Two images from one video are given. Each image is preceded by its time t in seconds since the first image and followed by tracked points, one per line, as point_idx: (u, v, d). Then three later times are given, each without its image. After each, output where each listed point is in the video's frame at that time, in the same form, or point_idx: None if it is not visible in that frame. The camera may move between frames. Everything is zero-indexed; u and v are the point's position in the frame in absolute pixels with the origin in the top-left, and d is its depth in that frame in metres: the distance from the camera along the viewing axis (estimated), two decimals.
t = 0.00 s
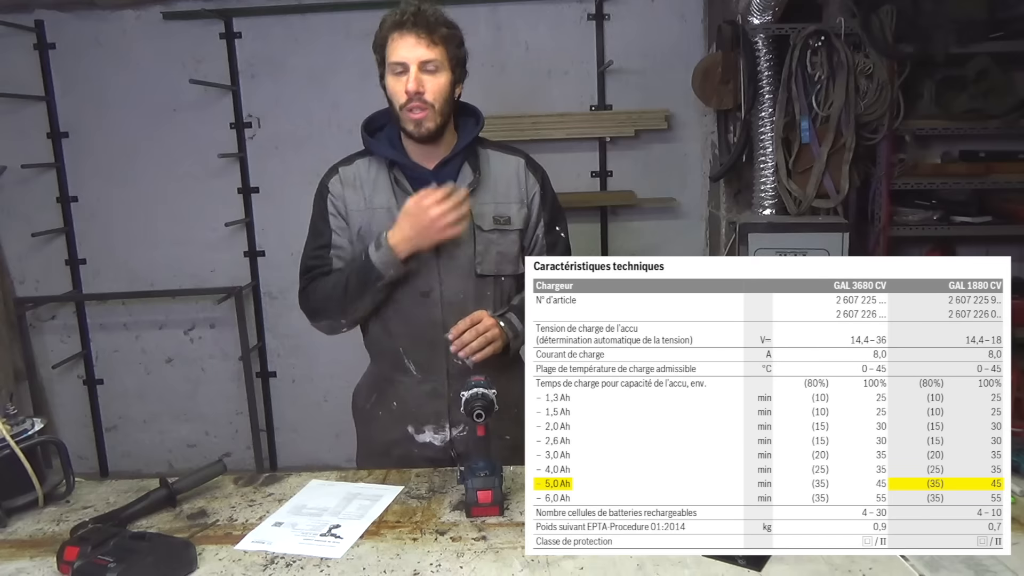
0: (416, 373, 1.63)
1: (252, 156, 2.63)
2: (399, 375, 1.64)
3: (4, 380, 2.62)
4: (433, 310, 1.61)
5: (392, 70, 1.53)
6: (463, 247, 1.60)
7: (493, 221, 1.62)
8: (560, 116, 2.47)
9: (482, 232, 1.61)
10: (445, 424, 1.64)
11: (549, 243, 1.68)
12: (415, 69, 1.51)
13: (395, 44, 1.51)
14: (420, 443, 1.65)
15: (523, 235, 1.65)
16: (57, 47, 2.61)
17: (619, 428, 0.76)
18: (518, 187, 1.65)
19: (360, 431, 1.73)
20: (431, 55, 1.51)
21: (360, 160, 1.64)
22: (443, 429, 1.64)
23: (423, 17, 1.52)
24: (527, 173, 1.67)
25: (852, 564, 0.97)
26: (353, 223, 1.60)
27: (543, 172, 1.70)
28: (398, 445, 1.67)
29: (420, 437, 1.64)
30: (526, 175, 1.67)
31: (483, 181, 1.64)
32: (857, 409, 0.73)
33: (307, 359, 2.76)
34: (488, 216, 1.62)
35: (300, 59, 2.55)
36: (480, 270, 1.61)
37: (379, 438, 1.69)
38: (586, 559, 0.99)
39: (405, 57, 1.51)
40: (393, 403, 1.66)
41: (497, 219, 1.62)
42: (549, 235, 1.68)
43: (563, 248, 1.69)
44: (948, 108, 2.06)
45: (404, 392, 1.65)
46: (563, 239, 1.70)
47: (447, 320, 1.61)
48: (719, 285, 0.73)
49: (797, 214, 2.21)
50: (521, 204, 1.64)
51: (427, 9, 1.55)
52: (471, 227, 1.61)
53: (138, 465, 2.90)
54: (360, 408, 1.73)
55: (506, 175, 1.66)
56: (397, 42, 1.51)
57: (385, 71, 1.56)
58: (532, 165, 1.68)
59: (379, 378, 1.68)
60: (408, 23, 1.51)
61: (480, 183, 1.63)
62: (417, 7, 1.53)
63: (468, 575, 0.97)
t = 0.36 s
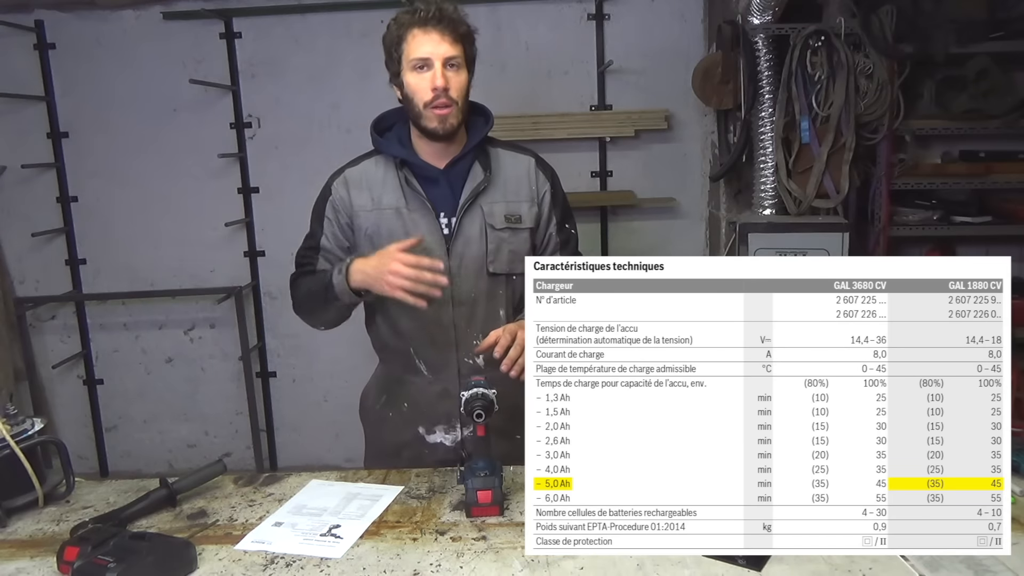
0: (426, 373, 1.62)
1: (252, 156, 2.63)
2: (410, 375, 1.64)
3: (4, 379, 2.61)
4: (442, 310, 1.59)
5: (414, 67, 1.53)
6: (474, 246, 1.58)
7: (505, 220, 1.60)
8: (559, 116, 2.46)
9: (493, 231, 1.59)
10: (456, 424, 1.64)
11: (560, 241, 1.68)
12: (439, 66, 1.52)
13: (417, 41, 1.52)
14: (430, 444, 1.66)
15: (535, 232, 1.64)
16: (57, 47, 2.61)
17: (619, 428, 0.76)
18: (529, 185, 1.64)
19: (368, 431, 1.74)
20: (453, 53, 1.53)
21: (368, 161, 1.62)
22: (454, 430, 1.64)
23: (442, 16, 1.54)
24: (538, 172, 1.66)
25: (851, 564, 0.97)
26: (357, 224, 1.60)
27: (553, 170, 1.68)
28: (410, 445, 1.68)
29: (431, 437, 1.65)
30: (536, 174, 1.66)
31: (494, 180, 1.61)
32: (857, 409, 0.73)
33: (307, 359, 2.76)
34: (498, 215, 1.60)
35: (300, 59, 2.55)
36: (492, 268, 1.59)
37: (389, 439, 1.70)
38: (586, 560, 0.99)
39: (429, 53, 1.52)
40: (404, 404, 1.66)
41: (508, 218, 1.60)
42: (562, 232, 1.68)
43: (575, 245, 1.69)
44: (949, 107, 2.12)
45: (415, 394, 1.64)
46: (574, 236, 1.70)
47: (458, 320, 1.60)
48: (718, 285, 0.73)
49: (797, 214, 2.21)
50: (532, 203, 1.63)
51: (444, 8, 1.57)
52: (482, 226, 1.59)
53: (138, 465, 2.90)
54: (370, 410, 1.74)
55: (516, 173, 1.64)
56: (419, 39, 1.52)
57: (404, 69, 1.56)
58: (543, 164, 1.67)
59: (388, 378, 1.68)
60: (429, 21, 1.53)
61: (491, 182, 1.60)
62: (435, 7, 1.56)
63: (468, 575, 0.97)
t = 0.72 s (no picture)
0: (427, 374, 1.62)
1: (252, 156, 2.63)
2: (411, 376, 1.64)
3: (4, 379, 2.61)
4: (444, 310, 1.60)
5: (417, 71, 1.52)
6: (475, 246, 1.59)
7: (506, 220, 1.60)
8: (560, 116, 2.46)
9: (495, 231, 1.59)
10: (456, 424, 1.63)
11: (563, 241, 1.67)
12: (442, 68, 1.52)
13: (417, 46, 1.52)
14: (431, 444, 1.64)
15: (538, 232, 1.64)
16: (57, 47, 2.61)
17: (620, 428, 0.76)
18: (531, 184, 1.63)
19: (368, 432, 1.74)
20: (454, 53, 1.53)
21: (371, 161, 1.63)
22: (455, 430, 1.64)
23: (439, 18, 1.54)
24: (540, 171, 1.65)
25: (851, 564, 0.97)
26: (358, 222, 1.60)
27: (555, 169, 1.67)
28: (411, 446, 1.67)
29: (432, 438, 1.64)
30: (539, 172, 1.65)
31: (496, 180, 1.61)
32: (857, 409, 0.73)
33: (307, 359, 2.76)
34: (500, 215, 1.60)
35: (300, 59, 2.55)
36: (494, 267, 1.59)
37: (388, 439, 1.69)
38: (586, 560, 0.99)
39: (430, 56, 1.51)
40: (405, 404, 1.66)
41: (510, 217, 1.60)
42: (564, 232, 1.67)
43: (578, 246, 1.68)
44: (949, 107, 2.13)
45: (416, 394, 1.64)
46: (577, 236, 1.69)
47: (460, 319, 1.60)
48: (718, 284, 0.73)
49: (797, 214, 2.21)
50: (535, 202, 1.62)
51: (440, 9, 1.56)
52: (483, 226, 1.59)
53: (138, 465, 2.90)
54: (371, 412, 1.73)
55: (519, 172, 1.63)
56: (419, 43, 1.51)
57: (406, 75, 1.55)
58: (545, 163, 1.66)
59: (390, 378, 1.68)
60: (427, 24, 1.52)
61: (493, 182, 1.60)
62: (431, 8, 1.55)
63: (468, 575, 0.97)
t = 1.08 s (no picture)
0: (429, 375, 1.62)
1: (252, 156, 2.63)
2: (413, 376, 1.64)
3: (4, 379, 2.61)
4: (446, 311, 1.59)
5: (412, 69, 1.53)
6: (474, 246, 1.58)
7: (504, 218, 1.58)
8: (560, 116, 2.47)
9: (493, 230, 1.58)
10: (461, 425, 1.60)
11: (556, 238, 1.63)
12: (437, 68, 1.51)
13: (414, 44, 1.51)
14: (436, 445, 1.62)
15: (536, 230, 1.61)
16: (57, 47, 2.61)
17: (619, 428, 0.76)
18: (528, 181, 1.63)
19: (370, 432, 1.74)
20: (451, 54, 1.52)
21: (369, 163, 1.64)
22: (459, 431, 1.61)
23: (440, 17, 1.52)
24: (537, 168, 1.65)
25: (852, 564, 0.97)
26: (361, 227, 1.60)
27: (553, 166, 1.67)
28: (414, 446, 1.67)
29: (437, 438, 1.62)
30: (536, 170, 1.65)
31: (494, 179, 1.61)
32: (857, 409, 0.73)
33: (308, 360, 2.76)
34: (498, 214, 1.58)
35: (300, 59, 2.55)
36: (492, 267, 1.57)
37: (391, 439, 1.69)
38: (586, 560, 0.99)
39: (426, 56, 1.51)
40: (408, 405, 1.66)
41: (508, 216, 1.59)
42: (558, 229, 1.64)
43: (573, 243, 1.65)
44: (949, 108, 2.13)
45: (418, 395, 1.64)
46: (571, 234, 1.66)
47: (461, 319, 1.60)
48: (719, 285, 0.73)
49: (797, 214, 2.22)
50: (533, 200, 1.61)
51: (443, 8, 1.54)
52: (481, 226, 1.58)
53: (138, 465, 2.90)
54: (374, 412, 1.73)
55: (516, 171, 1.63)
56: (417, 41, 1.51)
57: (402, 71, 1.55)
58: (542, 160, 1.66)
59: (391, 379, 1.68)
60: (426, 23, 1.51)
61: (491, 181, 1.60)
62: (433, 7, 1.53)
63: (468, 575, 0.97)
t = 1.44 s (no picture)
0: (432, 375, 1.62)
1: (252, 156, 2.63)
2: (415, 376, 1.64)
3: (4, 379, 2.61)
4: (469, 311, 1.60)
5: (434, 61, 1.48)
6: (497, 249, 1.58)
7: (527, 221, 1.57)
8: (559, 116, 2.47)
9: (514, 233, 1.57)
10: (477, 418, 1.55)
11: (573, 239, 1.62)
12: (458, 59, 1.46)
13: (437, 35, 1.47)
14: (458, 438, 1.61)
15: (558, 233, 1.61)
16: (57, 47, 2.61)
17: (620, 428, 0.76)
18: (553, 182, 1.59)
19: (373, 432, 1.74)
20: (474, 46, 1.47)
21: (396, 159, 1.61)
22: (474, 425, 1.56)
23: (464, 10, 1.49)
24: (563, 167, 1.61)
25: (851, 564, 0.97)
26: (389, 225, 1.58)
27: (579, 165, 1.63)
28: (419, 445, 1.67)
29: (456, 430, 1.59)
30: (561, 169, 1.61)
31: (518, 179, 1.59)
32: (857, 409, 0.73)
33: (308, 360, 2.75)
34: (520, 216, 1.57)
35: (300, 59, 2.55)
36: (512, 271, 1.58)
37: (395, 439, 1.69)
38: (586, 560, 0.99)
39: (448, 47, 1.46)
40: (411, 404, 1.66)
41: (530, 219, 1.57)
42: (576, 231, 1.62)
43: (591, 245, 1.63)
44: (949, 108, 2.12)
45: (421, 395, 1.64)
46: (590, 235, 1.63)
47: (467, 318, 1.60)
48: (718, 285, 0.73)
49: (797, 214, 2.22)
50: (557, 201, 1.59)
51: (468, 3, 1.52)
52: (504, 229, 1.58)
53: (137, 465, 2.90)
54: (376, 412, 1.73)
55: (542, 170, 1.60)
56: (439, 32, 1.47)
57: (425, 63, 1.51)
58: (569, 159, 1.62)
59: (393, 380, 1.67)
60: (450, 16, 1.48)
61: (515, 181, 1.58)
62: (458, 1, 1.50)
63: (468, 575, 0.97)
